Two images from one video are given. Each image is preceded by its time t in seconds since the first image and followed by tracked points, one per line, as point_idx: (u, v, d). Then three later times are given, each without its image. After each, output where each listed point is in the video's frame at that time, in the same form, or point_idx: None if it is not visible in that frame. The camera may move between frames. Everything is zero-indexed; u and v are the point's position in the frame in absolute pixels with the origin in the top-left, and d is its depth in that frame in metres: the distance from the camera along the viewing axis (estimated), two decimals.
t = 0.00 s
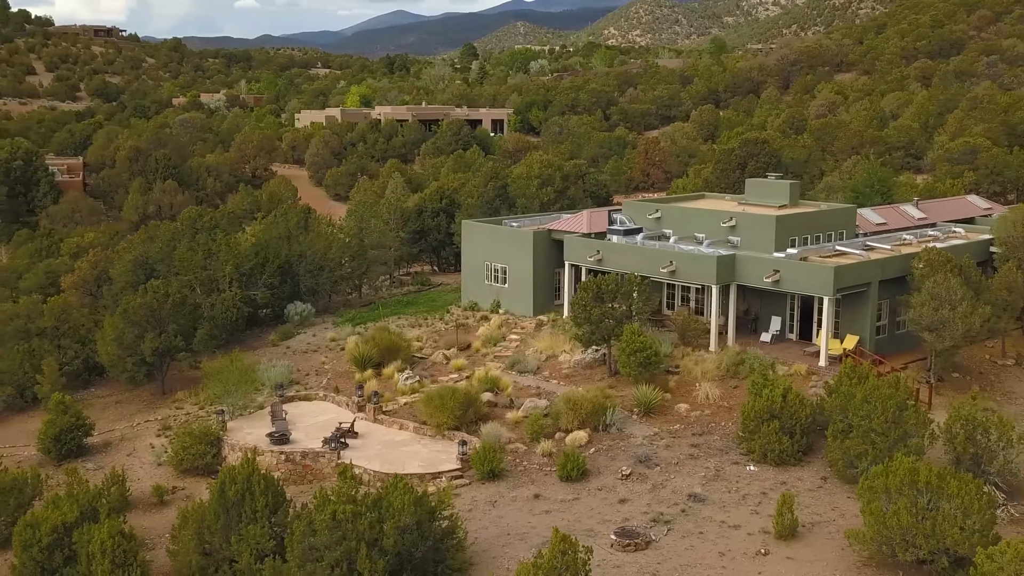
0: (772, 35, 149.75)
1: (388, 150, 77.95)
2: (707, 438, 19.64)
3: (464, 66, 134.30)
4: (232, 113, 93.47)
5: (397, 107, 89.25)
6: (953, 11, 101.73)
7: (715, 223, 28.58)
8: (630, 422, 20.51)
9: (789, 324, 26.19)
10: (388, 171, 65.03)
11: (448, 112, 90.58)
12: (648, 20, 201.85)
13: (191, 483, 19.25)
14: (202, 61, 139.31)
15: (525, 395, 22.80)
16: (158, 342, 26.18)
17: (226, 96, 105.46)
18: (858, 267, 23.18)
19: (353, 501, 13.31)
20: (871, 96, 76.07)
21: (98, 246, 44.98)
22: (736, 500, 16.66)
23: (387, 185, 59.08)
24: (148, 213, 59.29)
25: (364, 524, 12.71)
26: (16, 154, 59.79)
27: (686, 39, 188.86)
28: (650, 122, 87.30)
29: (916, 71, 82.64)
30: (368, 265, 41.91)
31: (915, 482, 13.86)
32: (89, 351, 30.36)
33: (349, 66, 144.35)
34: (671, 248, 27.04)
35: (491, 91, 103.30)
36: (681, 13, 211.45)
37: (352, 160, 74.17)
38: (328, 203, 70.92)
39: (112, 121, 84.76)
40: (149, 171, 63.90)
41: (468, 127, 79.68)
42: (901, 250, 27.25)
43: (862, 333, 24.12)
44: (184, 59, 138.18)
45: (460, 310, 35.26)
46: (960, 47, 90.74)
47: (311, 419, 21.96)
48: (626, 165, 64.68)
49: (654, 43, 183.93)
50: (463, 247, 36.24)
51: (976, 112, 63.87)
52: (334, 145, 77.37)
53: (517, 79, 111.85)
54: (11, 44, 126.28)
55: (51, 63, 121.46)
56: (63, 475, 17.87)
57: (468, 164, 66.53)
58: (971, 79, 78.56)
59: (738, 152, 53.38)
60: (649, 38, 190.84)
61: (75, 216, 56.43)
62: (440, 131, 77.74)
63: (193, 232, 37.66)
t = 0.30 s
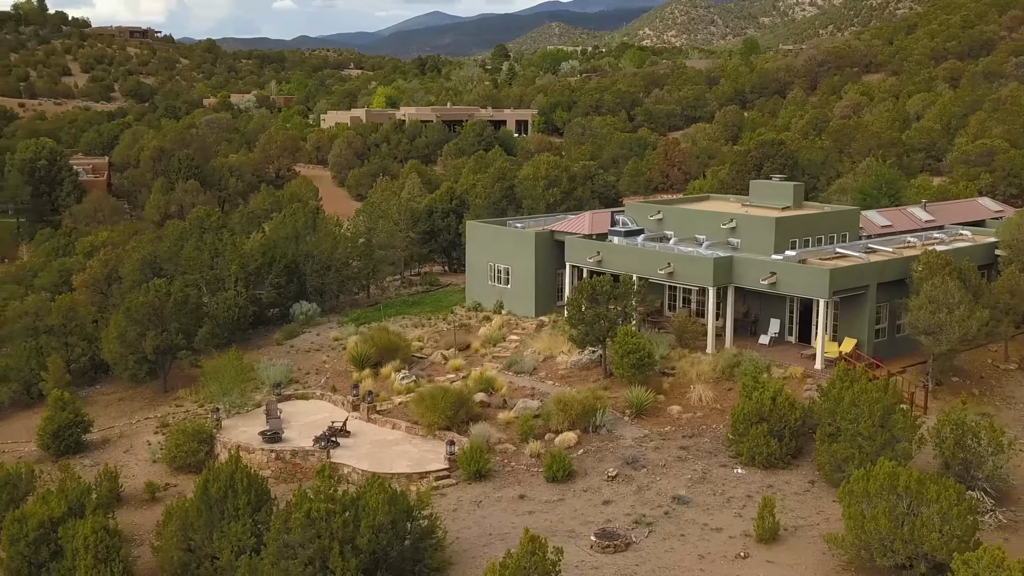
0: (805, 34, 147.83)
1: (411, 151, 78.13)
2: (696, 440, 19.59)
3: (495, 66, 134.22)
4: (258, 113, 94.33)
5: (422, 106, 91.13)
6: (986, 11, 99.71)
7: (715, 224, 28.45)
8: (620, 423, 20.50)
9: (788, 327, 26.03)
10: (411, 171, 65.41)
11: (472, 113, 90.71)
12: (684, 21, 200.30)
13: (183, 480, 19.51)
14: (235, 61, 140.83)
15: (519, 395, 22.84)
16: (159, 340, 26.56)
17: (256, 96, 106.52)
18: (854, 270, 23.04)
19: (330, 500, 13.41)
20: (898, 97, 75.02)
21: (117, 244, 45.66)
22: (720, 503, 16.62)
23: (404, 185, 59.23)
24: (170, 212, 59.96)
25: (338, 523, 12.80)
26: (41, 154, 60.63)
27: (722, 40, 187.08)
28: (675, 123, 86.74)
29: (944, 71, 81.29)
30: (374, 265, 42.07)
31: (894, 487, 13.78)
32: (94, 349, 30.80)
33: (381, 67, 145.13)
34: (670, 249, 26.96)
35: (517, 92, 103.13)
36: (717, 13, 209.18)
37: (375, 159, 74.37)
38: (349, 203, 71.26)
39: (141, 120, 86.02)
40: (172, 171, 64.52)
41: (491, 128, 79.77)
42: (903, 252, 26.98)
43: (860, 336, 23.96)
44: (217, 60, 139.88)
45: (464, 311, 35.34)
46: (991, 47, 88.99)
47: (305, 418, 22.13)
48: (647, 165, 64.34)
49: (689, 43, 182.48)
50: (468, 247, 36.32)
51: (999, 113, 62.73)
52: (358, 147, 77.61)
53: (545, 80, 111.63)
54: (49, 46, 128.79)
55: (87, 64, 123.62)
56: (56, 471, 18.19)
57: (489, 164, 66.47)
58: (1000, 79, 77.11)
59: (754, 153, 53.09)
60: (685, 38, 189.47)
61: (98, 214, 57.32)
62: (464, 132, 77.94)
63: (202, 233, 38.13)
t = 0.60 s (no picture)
0: (838, 33, 145.79)
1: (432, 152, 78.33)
2: (684, 442, 19.57)
3: (523, 66, 133.92)
4: (282, 113, 95.03)
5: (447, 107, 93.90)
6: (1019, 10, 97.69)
7: (714, 226, 28.36)
8: (609, 424, 20.51)
9: (785, 329, 25.89)
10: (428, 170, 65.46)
11: (494, 113, 90.93)
12: (717, 21, 198.47)
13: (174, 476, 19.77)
14: (265, 61, 142.09)
15: (511, 395, 22.89)
16: (159, 338, 27.00)
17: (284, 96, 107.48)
18: (848, 272, 22.92)
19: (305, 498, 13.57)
20: (922, 98, 73.91)
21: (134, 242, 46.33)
22: (701, 505, 16.61)
23: (419, 185, 59.35)
24: (190, 211, 60.77)
25: (311, 521, 12.89)
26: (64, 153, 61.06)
27: (756, 39, 184.84)
28: (697, 124, 86.25)
29: (971, 71, 79.88)
30: (380, 266, 42.22)
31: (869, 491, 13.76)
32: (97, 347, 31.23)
33: (411, 68, 145.82)
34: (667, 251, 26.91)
35: (541, 92, 102.92)
36: (751, 13, 206.71)
37: (397, 159, 74.34)
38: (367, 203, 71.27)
39: (167, 120, 87.05)
40: (193, 171, 65.20)
41: (512, 129, 79.80)
42: (901, 255, 26.75)
43: (855, 340, 23.81)
44: (248, 60, 141.49)
45: (466, 311, 35.46)
46: (1021, 47, 87.24)
47: (299, 417, 22.32)
48: (665, 166, 64.12)
49: (723, 44, 180.71)
50: (471, 248, 36.41)
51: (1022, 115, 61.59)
52: (380, 146, 77.48)
53: (570, 81, 111.32)
54: (84, 47, 130.98)
55: (120, 64, 125.53)
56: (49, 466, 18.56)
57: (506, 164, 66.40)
58: None
59: (767, 156, 53.35)
60: (718, 39, 187.78)
61: (118, 213, 58.22)
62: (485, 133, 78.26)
63: (210, 233, 38.66)
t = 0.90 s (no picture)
0: (870, 32, 143.72)
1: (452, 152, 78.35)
2: (671, 443, 19.58)
3: (550, 66, 133.48)
4: (306, 113, 95.74)
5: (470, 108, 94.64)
6: None
7: (710, 227, 28.29)
8: (596, 425, 20.57)
9: (780, 330, 25.78)
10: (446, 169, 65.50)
11: (515, 113, 91.01)
12: (750, 21, 196.39)
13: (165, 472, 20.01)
14: (295, 62, 143.49)
15: (502, 395, 22.96)
16: (157, 336, 27.39)
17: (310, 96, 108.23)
18: (840, 274, 22.80)
19: (282, 496, 13.74)
20: (946, 99, 72.86)
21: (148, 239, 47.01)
22: (681, 506, 16.61)
23: (434, 185, 59.49)
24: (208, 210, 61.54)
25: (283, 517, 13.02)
26: (84, 152, 61.66)
27: (790, 39, 182.35)
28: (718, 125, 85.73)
29: (997, 71, 78.56)
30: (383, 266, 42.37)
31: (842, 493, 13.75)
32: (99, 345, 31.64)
33: (439, 68, 146.18)
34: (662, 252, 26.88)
35: (563, 92, 102.66)
36: (785, 12, 204.14)
37: (415, 159, 74.41)
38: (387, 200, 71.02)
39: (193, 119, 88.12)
40: (212, 170, 65.93)
41: (533, 129, 79.82)
42: (898, 257, 26.54)
43: (848, 341, 23.68)
44: (277, 61, 142.94)
45: (467, 310, 35.57)
46: None
47: (291, 415, 22.50)
48: (682, 165, 63.88)
49: (756, 43, 178.78)
50: (473, 248, 36.49)
51: None
52: (401, 146, 77.38)
53: (595, 81, 110.92)
54: (117, 48, 133.18)
55: (151, 64, 127.34)
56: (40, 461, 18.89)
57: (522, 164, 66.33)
58: None
59: (777, 156, 53.75)
60: (751, 38, 185.81)
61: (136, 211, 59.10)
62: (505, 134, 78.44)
63: (215, 232, 39.07)
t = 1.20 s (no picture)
0: (904, 32, 141.60)
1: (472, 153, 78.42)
2: (658, 444, 19.59)
3: (578, 66, 133.06)
4: (330, 113, 96.38)
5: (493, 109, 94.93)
6: None
7: (709, 228, 28.23)
8: (585, 425, 20.63)
9: (776, 332, 25.67)
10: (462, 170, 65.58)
11: (537, 114, 91.07)
12: (784, 22, 194.41)
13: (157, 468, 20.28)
14: (325, 63, 144.52)
15: (494, 395, 23.06)
16: (158, 334, 27.79)
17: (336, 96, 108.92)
18: (834, 276, 22.72)
19: (260, 493, 13.87)
20: (971, 100, 71.72)
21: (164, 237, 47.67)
22: (662, 507, 16.62)
23: (449, 185, 59.62)
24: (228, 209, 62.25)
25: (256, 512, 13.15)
26: (106, 153, 62.45)
27: (824, 40, 180.34)
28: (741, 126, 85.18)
29: None
30: (388, 265, 42.54)
31: (818, 496, 13.73)
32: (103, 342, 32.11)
33: (468, 70, 146.38)
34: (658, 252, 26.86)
35: (587, 94, 102.42)
36: (821, 13, 201.67)
37: (434, 159, 74.51)
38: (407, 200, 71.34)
39: (218, 119, 89.13)
40: (234, 171, 66.46)
41: (554, 130, 79.79)
42: (897, 258, 26.33)
43: (843, 343, 23.57)
44: (308, 62, 144.16)
45: (470, 310, 35.71)
46: None
47: (285, 413, 22.68)
48: (699, 166, 63.62)
49: (789, 44, 176.87)
50: (475, 248, 36.61)
51: None
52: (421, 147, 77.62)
53: (620, 82, 110.58)
54: (149, 49, 135.17)
55: (182, 65, 129.05)
56: (34, 456, 19.26)
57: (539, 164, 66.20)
58: None
59: (793, 158, 52.88)
60: (786, 39, 183.86)
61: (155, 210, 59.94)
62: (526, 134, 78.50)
63: (223, 232, 39.51)
